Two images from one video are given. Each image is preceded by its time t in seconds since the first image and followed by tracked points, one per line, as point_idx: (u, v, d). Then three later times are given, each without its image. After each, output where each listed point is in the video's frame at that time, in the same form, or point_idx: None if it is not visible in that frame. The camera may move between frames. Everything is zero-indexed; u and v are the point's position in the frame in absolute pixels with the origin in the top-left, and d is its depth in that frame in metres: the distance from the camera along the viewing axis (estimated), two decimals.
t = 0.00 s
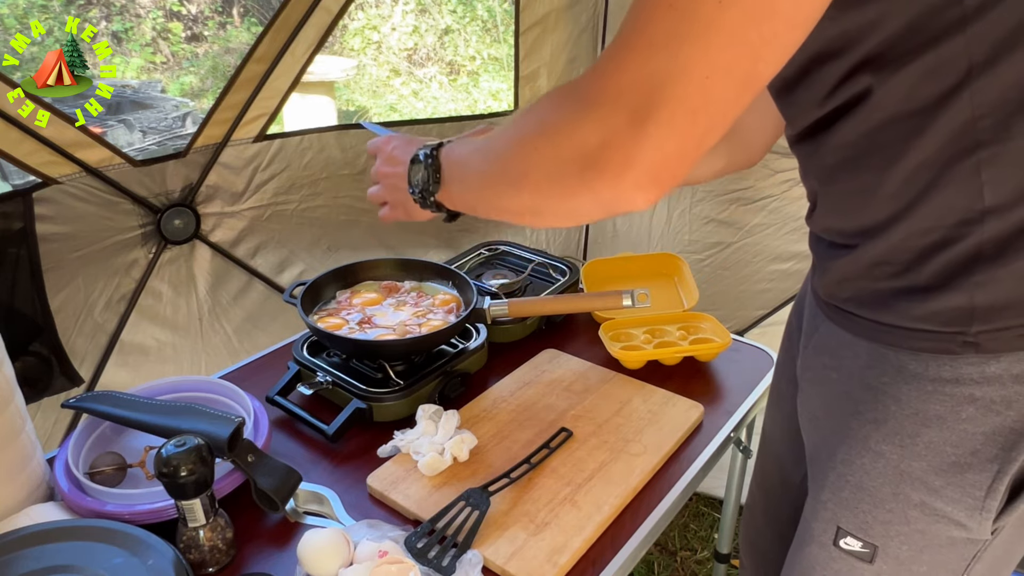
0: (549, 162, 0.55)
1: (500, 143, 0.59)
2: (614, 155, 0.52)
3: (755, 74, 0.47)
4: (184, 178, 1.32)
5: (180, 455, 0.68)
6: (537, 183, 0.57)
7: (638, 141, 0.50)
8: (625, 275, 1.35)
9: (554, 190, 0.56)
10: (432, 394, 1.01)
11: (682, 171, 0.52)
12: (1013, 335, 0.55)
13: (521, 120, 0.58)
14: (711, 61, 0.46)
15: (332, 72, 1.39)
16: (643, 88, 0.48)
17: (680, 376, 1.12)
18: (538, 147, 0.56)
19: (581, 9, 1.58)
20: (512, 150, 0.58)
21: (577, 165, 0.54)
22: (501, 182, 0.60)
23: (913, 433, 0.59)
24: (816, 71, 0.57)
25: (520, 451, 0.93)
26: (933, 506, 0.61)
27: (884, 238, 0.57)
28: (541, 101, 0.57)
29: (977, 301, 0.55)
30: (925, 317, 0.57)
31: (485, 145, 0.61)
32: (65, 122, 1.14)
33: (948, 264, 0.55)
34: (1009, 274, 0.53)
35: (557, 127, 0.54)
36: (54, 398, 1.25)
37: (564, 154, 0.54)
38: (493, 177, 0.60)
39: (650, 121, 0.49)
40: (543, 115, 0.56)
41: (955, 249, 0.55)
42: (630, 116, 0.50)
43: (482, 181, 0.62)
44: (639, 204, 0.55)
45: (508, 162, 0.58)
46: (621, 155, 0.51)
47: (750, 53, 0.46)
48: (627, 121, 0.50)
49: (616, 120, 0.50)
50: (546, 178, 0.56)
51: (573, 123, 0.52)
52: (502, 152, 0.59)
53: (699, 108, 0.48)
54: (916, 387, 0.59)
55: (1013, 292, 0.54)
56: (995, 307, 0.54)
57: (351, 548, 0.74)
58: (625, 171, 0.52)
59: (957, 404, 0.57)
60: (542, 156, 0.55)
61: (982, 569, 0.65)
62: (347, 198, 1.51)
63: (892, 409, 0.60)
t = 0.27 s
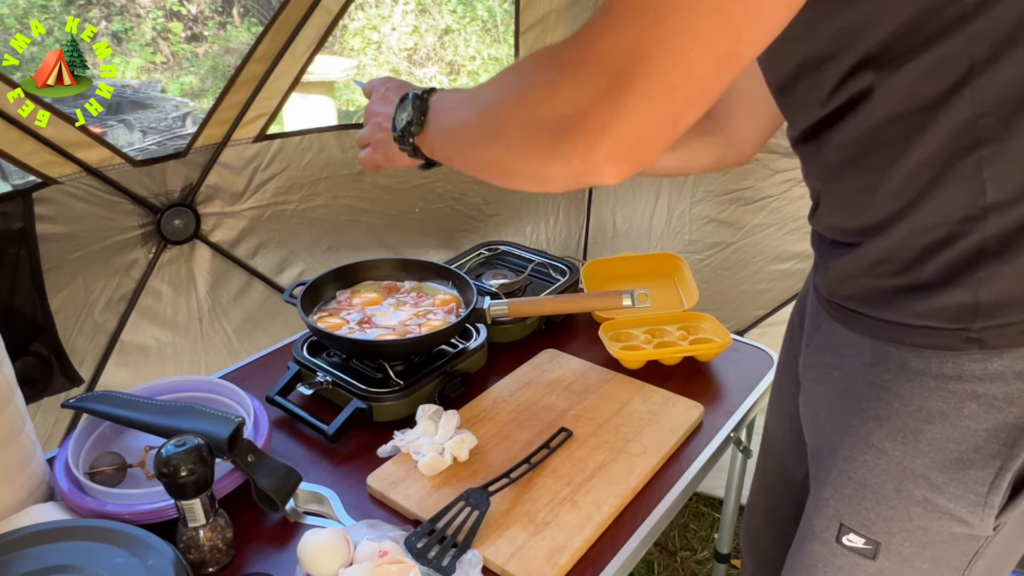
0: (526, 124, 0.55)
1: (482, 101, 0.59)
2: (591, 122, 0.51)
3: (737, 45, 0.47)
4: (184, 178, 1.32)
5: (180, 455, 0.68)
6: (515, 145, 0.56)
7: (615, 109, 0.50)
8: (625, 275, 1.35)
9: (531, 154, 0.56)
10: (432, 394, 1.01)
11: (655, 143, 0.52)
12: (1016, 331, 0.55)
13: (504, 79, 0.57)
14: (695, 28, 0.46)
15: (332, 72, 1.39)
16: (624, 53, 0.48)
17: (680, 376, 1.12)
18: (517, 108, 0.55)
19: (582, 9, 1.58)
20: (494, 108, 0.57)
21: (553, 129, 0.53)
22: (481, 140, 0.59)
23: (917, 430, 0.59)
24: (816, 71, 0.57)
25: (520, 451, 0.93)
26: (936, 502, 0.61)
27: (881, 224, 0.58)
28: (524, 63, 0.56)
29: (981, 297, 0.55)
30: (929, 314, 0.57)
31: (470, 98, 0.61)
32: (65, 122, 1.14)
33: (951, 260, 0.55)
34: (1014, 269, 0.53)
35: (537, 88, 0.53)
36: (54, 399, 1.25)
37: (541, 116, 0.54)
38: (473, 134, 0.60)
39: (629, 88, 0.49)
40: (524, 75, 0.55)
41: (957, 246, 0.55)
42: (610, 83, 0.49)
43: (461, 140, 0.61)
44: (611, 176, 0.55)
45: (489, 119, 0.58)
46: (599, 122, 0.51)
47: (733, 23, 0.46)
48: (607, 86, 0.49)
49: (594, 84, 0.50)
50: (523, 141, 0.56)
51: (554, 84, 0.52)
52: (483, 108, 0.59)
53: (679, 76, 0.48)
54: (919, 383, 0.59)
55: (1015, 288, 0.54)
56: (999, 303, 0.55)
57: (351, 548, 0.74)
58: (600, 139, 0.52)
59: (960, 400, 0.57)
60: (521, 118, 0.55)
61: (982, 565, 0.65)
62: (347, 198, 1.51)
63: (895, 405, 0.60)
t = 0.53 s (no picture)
0: (540, 150, 0.55)
1: (494, 128, 0.59)
2: (605, 148, 0.52)
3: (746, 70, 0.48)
4: (184, 178, 1.32)
5: (180, 455, 0.68)
6: (528, 171, 0.57)
7: (629, 135, 0.51)
8: (625, 275, 1.35)
9: (544, 180, 0.56)
10: (432, 394, 1.01)
11: (669, 167, 0.53)
12: (1009, 326, 0.55)
13: (515, 106, 0.58)
14: (704, 54, 0.47)
15: (332, 72, 1.39)
16: (636, 80, 0.49)
17: (680, 376, 1.12)
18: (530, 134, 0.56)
19: (580, 9, 1.59)
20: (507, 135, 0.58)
21: (567, 156, 0.54)
22: (492, 169, 0.60)
23: (912, 425, 0.59)
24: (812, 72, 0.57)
25: (520, 451, 0.93)
26: (931, 496, 0.61)
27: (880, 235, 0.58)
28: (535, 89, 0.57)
29: (972, 294, 0.55)
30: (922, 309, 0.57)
31: (483, 124, 0.61)
32: (65, 122, 1.14)
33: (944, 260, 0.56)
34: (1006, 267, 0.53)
35: (549, 116, 0.54)
36: (54, 398, 1.25)
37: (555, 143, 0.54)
38: (485, 157, 0.60)
39: (640, 114, 0.50)
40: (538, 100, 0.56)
41: (948, 245, 0.55)
42: (621, 110, 0.50)
43: (472, 167, 0.61)
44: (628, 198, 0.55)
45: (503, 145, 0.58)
46: (613, 147, 0.52)
47: (743, 49, 0.47)
48: (619, 112, 0.50)
49: (607, 111, 0.51)
50: (536, 168, 0.56)
51: (568, 111, 0.53)
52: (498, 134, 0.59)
53: (690, 103, 0.49)
54: (914, 378, 0.59)
55: (1006, 286, 0.54)
56: (990, 301, 0.55)
57: (351, 548, 0.74)
58: (615, 164, 0.52)
59: (955, 394, 0.57)
60: (534, 145, 0.56)
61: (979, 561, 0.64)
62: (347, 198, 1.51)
63: (891, 400, 0.60)
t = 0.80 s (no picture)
0: (570, 167, 0.55)
1: (517, 150, 0.60)
2: (636, 161, 0.52)
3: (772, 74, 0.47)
4: (184, 178, 1.32)
5: (180, 455, 0.68)
6: (561, 190, 0.57)
7: (660, 147, 0.50)
8: (625, 275, 1.35)
9: (578, 198, 0.57)
10: (432, 394, 1.01)
11: (704, 173, 0.52)
12: (988, 324, 0.54)
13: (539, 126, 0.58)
14: (727, 63, 0.46)
15: (332, 72, 1.39)
16: (660, 91, 0.48)
17: (680, 376, 1.12)
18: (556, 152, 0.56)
19: (581, 9, 1.59)
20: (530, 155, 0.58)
21: (597, 171, 0.54)
22: (519, 191, 0.60)
23: (894, 420, 0.59)
24: (806, 70, 0.57)
25: (520, 450, 0.93)
26: (910, 491, 0.61)
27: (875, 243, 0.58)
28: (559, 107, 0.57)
29: (956, 293, 0.54)
30: (904, 306, 0.57)
31: (499, 158, 0.62)
32: (65, 122, 1.14)
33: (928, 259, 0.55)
34: (990, 268, 0.53)
35: (575, 131, 0.54)
36: (54, 399, 1.25)
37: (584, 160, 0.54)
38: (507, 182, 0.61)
39: (668, 127, 0.49)
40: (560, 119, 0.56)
41: (929, 245, 0.55)
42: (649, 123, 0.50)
43: (499, 194, 0.62)
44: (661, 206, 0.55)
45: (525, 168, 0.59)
46: (645, 160, 0.51)
47: (767, 51, 0.46)
48: (647, 125, 0.50)
49: (634, 123, 0.50)
50: (568, 185, 0.56)
51: (594, 126, 0.53)
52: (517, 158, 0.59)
53: (717, 111, 0.48)
54: (894, 373, 0.59)
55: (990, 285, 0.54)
56: (974, 300, 0.54)
57: (351, 548, 0.74)
58: (646, 176, 0.52)
59: (935, 391, 0.57)
60: (563, 163, 0.56)
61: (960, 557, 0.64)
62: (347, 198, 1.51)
63: (874, 395, 0.60)
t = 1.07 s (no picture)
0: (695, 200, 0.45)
1: (586, 186, 0.48)
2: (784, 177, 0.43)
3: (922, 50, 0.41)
4: (184, 178, 1.32)
5: (180, 455, 0.68)
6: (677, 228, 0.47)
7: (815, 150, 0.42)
8: (625, 276, 1.35)
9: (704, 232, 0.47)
10: (432, 394, 1.01)
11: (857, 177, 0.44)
12: (976, 331, 0.54)
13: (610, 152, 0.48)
14: (884, 43, 0.40)
15: (332, 72, 1.39)
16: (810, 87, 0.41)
17: (680, 376, 1.12)
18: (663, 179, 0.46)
19: (580, 10, 1.60)
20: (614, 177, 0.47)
21: (740, 196, 0.45)
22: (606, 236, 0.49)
23: (881, 424, 0.59)
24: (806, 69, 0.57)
25: (519, 450, 0.93)
26: (897, 496, 0.61)
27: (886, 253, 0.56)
28: (640, 129, 0.47)
29: (945, 296, 0.54)
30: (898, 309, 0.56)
31: (545, 191, 0.50)
32: (65, 122, 1.14)
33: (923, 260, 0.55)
34: (981, 273, 0.52)
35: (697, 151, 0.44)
36: (54, 398, 1.25)
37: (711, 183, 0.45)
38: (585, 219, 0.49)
39: (824, 129, 0.41)
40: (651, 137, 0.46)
41: (924, 245, 0.54)
42: (801, 129, 0.42)
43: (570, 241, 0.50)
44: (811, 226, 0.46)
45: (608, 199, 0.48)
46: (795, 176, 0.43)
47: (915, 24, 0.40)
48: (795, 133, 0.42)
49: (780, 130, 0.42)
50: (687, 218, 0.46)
51: (723, 143, 0.43)
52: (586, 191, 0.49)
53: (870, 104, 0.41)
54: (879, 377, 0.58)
55: (982, 290, 0.53)
56: (964, 304, 0.54)
57: (351, 548, 0.74)
58: (804, 190, 0.44)
59: (923, 395, 0.57)
60: (682, 194, 0.46)
61: (948, 560, 0.65)
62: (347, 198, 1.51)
63: (862, 399, 0.60)
